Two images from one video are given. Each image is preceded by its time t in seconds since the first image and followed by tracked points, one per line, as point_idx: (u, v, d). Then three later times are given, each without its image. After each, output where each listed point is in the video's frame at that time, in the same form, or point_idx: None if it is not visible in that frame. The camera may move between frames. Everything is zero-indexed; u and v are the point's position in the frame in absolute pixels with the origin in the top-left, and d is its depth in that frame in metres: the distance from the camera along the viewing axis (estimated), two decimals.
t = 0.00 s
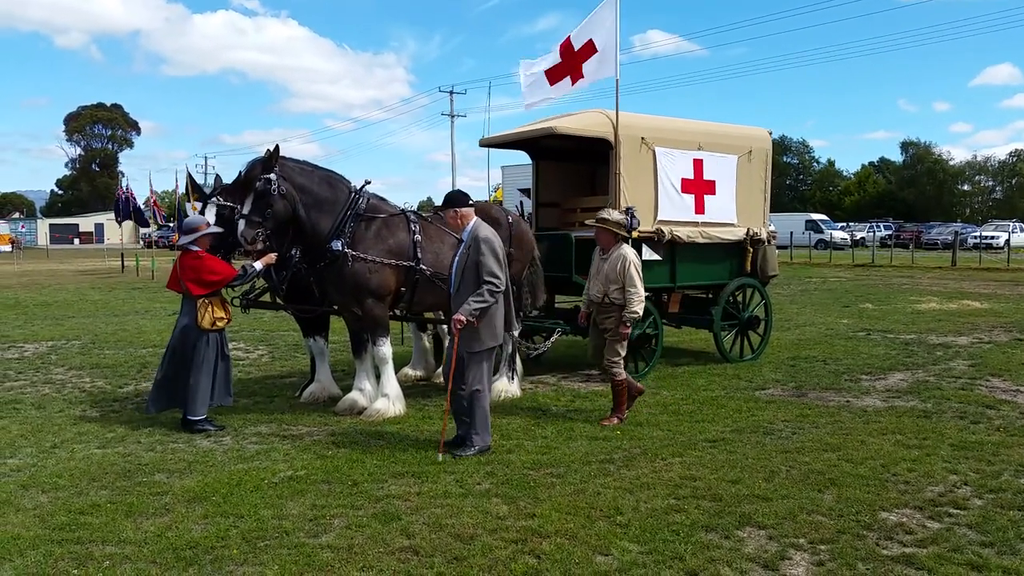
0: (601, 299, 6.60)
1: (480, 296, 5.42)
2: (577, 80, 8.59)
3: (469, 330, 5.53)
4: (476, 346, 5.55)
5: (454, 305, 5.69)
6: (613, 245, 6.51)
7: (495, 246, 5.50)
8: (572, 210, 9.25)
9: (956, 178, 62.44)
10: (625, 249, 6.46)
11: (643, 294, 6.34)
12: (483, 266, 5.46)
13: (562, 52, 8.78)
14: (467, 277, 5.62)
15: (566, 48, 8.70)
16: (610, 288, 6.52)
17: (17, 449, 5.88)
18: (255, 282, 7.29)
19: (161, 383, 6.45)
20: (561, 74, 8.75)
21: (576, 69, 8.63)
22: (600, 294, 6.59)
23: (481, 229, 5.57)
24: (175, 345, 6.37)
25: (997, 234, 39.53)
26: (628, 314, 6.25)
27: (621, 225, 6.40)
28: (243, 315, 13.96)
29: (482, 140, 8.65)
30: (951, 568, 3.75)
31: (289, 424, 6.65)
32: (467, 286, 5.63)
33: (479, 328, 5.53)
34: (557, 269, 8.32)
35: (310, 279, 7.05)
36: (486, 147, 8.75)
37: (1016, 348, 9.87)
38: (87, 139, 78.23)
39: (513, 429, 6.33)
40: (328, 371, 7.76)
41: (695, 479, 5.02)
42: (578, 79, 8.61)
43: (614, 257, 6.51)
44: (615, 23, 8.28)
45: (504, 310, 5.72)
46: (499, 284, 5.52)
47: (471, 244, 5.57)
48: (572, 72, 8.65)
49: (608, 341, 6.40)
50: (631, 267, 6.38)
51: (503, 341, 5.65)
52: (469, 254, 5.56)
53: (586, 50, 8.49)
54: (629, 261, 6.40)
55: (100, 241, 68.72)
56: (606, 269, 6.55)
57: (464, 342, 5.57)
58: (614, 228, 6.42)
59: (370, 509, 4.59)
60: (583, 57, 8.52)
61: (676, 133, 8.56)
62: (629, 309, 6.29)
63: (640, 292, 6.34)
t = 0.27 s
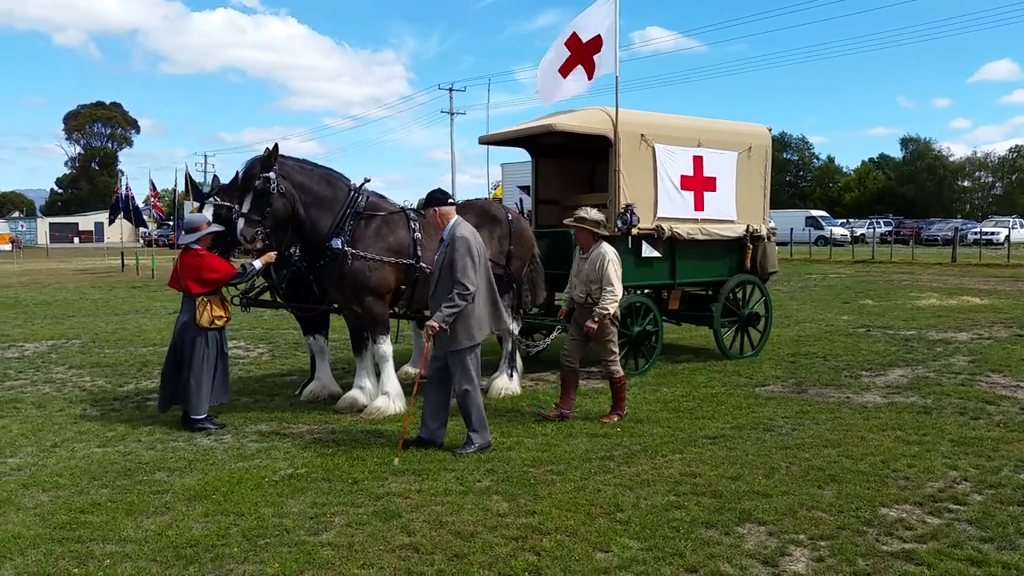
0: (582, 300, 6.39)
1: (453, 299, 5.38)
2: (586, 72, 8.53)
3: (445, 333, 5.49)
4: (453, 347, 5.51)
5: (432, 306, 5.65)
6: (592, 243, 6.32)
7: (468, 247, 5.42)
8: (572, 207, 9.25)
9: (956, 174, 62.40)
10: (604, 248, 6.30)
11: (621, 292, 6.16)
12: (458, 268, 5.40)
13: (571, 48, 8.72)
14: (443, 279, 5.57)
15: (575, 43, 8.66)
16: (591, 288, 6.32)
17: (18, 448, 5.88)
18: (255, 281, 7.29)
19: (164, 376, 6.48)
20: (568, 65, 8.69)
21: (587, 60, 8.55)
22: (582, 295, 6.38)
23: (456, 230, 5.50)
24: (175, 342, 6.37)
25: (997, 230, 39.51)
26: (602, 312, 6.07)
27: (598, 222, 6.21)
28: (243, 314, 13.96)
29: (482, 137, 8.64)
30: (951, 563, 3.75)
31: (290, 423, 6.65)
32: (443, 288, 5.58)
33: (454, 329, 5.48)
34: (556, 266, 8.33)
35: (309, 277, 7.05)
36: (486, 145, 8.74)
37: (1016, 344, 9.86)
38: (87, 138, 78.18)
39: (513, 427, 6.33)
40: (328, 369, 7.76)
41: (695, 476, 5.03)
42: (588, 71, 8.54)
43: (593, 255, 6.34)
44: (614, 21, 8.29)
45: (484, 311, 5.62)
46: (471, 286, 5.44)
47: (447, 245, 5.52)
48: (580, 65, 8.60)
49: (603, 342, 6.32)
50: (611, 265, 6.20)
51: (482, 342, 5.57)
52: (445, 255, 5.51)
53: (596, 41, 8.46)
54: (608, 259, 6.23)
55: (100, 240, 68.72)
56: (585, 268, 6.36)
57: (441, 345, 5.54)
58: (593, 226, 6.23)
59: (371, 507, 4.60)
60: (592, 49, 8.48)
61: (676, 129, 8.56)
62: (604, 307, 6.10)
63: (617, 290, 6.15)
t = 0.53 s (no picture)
0: (548, 301, 6.32)
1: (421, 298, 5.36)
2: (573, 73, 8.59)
3: (412, 331, 5.47)
4: (419, 345, 5.47)
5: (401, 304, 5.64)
6: (554, 243, 6.29)
7: (439, 246, 5.38)
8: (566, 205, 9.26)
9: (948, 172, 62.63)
10: (567, 246, 6.28)
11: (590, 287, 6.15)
12: (426, 266, 5.39)
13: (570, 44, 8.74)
14: (413, 277, 5.56)
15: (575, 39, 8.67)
16: (558, 288, 6.26)
17: (10, 449, 5.86)
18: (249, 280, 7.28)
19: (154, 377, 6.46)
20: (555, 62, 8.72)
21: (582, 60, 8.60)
22: (548, 296, 6.31)
23: (428, 228, 5.46)
24: (167, 342, 6.35)
25: (989, 227, 39.68)
26: (577, 310, 6.06)
27: (558, 221, 6.20)
28: (236, 313, 13.93)
29: (475, 136, 8.64)
30: (944, 560, 3.76)
31: (284, 422, 6.64)
32: (413, 285, 5.57)
33: (421, 327, 5.45)
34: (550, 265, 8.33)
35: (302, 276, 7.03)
36: (479, 143, 8.74)
37: (1008, 341, 9.92)
38: (78, 137, 77.83)
39: (508, 426, 6.33)
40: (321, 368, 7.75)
41: (689, 474, 5.04)
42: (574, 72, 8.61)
43: (556, 255, 6.30)
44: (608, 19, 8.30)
45: (450, 310, 5.60)
46: (440, 285, 5.42)
47: (417, 243, 5.50)
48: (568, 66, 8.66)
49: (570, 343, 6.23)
50: (575, 263, 6.17)
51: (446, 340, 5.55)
52: (414, 253, 5.49)
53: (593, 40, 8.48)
54: (573, 256, 6.20)
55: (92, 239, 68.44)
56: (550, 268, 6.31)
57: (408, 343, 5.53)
58: (555, 225, 6.22)
59: (365, 506, 4.59)
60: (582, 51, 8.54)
61: (670, 128, 8.57)
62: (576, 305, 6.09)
63: (585, 288, 6.13)
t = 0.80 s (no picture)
0: (528, 300, 6.27)
1: (407, 297, 5.27)
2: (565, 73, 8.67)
3: (398, 332, 5.38)
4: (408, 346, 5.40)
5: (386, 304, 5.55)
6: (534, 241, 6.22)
7: (422, 245, 5.31)
8: (570, 206, 9.25)
9: (955, 173, 62.43)
10: (547, 244, 6.18)
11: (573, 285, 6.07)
12: (410, 266, 5.30)
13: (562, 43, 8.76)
14: (397, 277, 5.47)
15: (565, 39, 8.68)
16: (537, 285, 6.20)
17: (17, 449, 5.88)
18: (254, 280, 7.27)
19: (162, 377, 6.50)
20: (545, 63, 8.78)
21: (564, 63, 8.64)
22: (527, 294, 6.26)
23: (412, 228, 5.40)
24: (173, 342, 6.38)
25: (995, 229, 39.54)
26: (562, 310, 5.96)
27: (536, 218, 6.12)
28: (242, 314, 13.95)
29: (479, 137, 8.64)
30: (951, 563, 3.75)
31: (289, 423, 6.65)
32: (398, 286, 5.48)
33: (409, 327, 5.38)
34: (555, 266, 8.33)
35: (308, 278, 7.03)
36: (483, 144, 8.74)
37: (1016, 342, 9.87)
38: (85, 139, 78.09)
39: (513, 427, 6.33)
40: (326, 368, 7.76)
41: (695, 475, 5.03)
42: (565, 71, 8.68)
43: (536, 253, 6.22)
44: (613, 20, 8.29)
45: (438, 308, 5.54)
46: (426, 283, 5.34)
47: (401, 243, 5.41)
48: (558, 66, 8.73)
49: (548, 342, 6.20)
50: (556, 261, 6.10)
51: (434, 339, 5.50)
52: (399, 252, 5.40)
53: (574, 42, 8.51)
54: (553, 254, 6.13)
55: (98, 240, 68.68)
56: (529, 267, 6.23)
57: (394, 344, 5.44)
58: (533, 223, 6.14)
59: (370, 507, 4.60)
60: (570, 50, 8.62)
61: (674, 128, 8.55)
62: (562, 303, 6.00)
63: (569, 285, 6.06)
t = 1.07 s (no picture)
0: (514, 303, 6.12)
1: (394, 298, 5.25)
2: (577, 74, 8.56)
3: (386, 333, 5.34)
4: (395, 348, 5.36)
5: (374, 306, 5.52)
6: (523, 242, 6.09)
7: (410, 245, 5.30)
8: (580, 205, 9.23)
9: (967, 172, 62.03)
10: (535, 247, 6.05)
11: (557, 291, 5.90)
12: (398, 266, 5.28)
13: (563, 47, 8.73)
14: (385, 278, 5.45)
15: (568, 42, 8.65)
16: (522, 289, 6.06)
17: (30, 448, 5.92)
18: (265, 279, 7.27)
19: (174, 377, 6.53)
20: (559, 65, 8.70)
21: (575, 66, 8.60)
22: (512, 296, 6.12)
23: (399, 228, 5.38)
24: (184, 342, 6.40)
25: (1008, 228, 39.26)
26: (544, 315, 5.82)
27: (525, 220, 6.01)
28: (252, 313, 14.01)
29: (489, 137, 8.64)
30: (964, 564, 3.72)
31: (300, 422, 6.67)
32: (386, 287, 5.45)
33: (396, 330, 5.34)
34: (565, 265, 8.33)
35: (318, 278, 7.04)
36: (493, 144, 8.74)
37: None
38: (97, 139, 78.55)
39: (523, 426, 6.32)
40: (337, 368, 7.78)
41: (706, 475, 5.01)
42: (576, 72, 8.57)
43: (523, 255, 6.07)
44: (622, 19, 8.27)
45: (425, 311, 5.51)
46: (414, 285, 5.31)
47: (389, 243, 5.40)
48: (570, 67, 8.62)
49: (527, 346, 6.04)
50: (542, 265, 5.98)
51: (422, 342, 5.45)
52: (387, 253, 5.39)
53: (587, 44, 8.47)
54: (540, 257, 5.99)
55: (110, 240, 69.11)
56: (516, 269, 6.09)
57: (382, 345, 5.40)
58: (522, 224, 6.02)
59: (381, 506, 4.60)
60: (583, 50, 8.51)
61: (684, 127, 8.53)
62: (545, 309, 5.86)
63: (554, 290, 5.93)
